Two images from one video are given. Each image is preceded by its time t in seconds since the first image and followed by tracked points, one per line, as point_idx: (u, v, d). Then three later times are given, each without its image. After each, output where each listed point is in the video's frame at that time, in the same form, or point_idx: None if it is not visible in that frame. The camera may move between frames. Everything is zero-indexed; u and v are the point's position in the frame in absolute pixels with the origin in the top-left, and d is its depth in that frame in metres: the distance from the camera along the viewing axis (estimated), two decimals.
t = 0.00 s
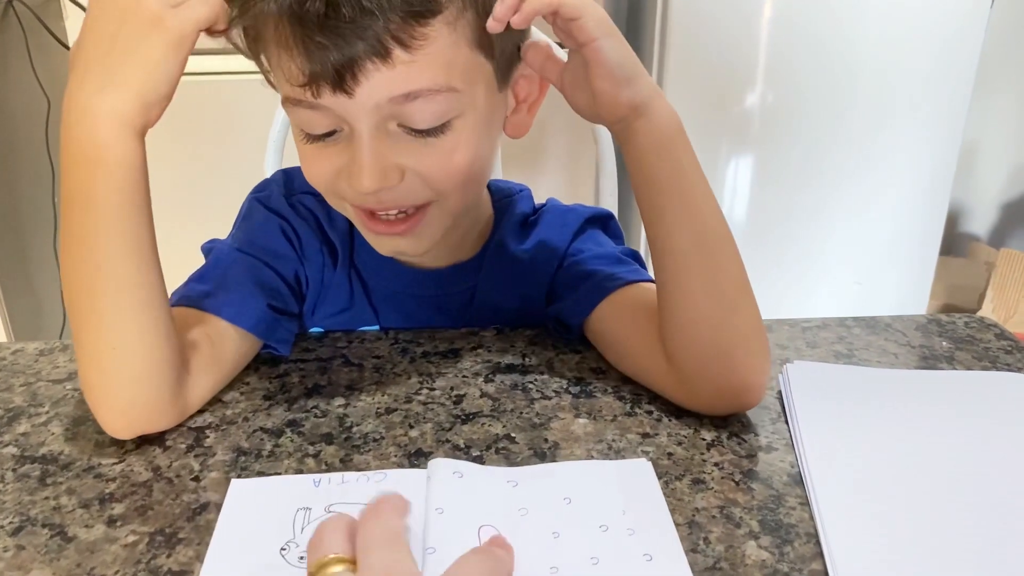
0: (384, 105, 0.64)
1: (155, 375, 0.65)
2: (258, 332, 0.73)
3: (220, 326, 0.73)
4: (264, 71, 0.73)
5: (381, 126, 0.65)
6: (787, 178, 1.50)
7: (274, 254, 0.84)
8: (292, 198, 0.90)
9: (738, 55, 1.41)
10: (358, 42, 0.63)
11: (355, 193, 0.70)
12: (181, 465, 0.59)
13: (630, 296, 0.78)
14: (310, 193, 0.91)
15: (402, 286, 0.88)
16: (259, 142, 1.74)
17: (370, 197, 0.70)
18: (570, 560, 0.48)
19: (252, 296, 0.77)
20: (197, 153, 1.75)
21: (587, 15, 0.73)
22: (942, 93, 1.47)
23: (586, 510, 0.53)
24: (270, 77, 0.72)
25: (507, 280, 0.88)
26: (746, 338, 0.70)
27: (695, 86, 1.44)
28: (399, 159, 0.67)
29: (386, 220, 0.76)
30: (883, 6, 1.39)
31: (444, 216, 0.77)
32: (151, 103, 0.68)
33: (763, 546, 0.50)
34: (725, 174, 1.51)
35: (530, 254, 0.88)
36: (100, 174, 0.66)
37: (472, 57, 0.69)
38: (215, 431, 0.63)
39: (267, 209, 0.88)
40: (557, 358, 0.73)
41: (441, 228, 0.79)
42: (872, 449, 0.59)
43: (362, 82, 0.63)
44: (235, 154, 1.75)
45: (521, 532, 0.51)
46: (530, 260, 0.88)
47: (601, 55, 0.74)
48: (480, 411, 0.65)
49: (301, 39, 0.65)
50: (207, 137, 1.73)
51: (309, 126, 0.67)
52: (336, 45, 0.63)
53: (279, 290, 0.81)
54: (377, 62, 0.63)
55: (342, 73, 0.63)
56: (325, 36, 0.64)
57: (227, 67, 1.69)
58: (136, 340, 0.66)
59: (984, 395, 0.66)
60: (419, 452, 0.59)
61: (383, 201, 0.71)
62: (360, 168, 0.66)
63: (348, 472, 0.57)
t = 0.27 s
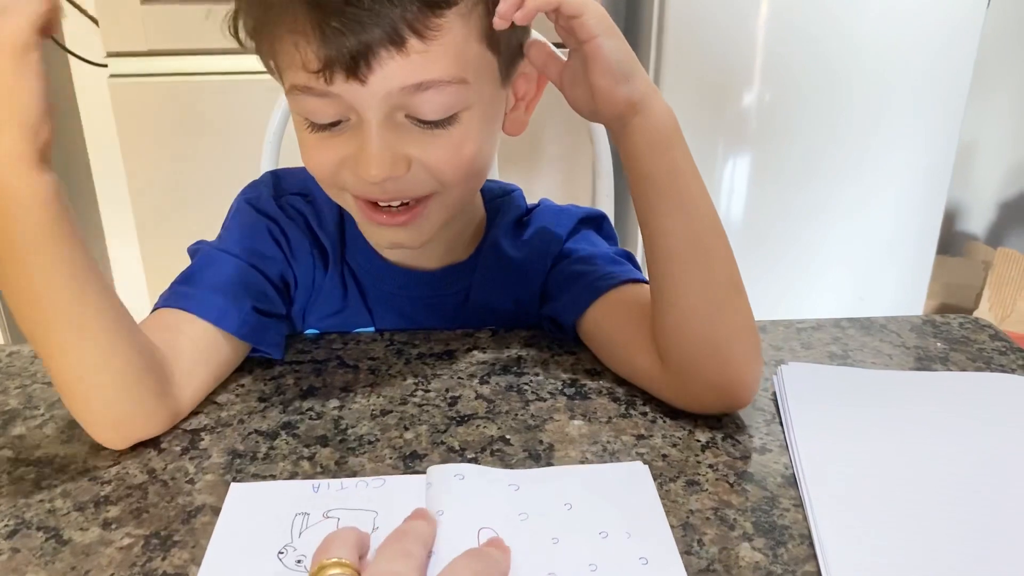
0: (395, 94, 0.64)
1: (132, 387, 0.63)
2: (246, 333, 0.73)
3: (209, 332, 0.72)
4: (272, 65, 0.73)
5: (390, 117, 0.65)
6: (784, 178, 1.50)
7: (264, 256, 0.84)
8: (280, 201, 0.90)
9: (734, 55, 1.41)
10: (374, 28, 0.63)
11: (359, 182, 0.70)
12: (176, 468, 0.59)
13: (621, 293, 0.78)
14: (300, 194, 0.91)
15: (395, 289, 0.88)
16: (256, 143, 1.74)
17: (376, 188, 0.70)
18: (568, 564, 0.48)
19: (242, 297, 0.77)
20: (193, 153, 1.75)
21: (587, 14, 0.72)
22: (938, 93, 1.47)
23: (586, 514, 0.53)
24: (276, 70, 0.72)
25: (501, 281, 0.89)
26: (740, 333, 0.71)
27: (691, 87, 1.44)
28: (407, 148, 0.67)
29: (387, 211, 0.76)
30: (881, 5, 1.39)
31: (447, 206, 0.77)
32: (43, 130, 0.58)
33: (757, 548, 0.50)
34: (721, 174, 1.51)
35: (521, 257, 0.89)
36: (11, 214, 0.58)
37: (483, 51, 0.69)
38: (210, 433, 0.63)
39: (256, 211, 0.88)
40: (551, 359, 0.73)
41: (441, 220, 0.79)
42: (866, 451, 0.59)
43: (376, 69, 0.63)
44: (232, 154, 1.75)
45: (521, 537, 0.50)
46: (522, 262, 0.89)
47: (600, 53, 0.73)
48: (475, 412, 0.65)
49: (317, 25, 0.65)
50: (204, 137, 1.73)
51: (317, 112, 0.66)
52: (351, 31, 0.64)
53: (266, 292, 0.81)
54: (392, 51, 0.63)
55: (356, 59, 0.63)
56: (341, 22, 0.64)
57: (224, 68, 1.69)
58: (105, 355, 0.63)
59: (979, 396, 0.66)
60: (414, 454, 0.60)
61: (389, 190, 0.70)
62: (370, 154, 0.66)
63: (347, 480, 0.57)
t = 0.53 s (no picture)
0: (396, 104, 0.64)
1: (147, 383, 0.64)
2: (251, 331, 0.73)
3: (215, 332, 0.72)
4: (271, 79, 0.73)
5: (391, 126, 0.65)
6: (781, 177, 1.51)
7: (267, 256, 0.84)
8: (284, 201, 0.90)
9: (730, 54, 1.41)
10: (375, 39, 0.64)
11: (361, 190, 0.70)
12: (176, 467, 0.59)
13: (619, 296, 0.78)
14: (303, 196, 0.91)
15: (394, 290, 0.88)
16: (254, 142, 1.74)
17: (376, 195, 0.70)
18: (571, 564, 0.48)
19: (246, 296, 0.77)
20: (192, 152, 1.74)
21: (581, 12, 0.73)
22: (935, 91, 1.48)
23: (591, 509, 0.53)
24: (274, 80, 0.72)
25: (499, 281, 0.89)
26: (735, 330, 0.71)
27: (688, 86, 1.45)
28: (408, 155, 0.67)
29: (388, 216, 0.76)
30: (879, 3, 1.39)
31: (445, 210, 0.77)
32: (116, 119, 0.61)
33: (755, 547, 0.51)
34: (719, 172, 1.51)
35: (519, 258, 0.89)
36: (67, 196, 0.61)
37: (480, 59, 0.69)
38: (209, 433, 0.64)
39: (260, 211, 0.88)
40: (551, 359, 0.74)
41: (441, 223, 0.79)
42: (864, 449, 0.60)
43: (377, 80, 0.63)
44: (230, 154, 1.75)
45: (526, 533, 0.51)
46: (519, 263, 0.89)
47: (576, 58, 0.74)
48: (475, 412, 0.65)
49: (317, 37, 0.65)
50: (202, 136, 1.73)
51: (318, 125, 0.66)
52: (352, 42, 0.64)
53: (272, 289, 0.81)
54: (392, 61, 0.64)
55: (357, 69, 0.63)
56: (342, 34, 0.64)
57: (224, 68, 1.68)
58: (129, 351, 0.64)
59: (976, 395, 0.66)
60: (413, 454, 0.60)
61: (389, 198, 0.71)
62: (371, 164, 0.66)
63: (350, 470, 0.57)
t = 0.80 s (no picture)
0: (376, 100, 0.65)
1: (153, 372, 0.66)
2: (254, 327, 0.74)
3: (222, 328, 0.73)
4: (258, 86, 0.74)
5: (373, 120, 0.66)
6: (778, 177, 1.51)
7: (267, 254, 0.84)
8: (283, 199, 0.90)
9: (728, 54, 1.41)
10: (355, 38, 0.64)
11: (347, 187, 0.70)
12: (174, 468, 0.59)
13: (616, 296, 0.78)
14: (302, 194, 0.91)
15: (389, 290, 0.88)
16: (252, 142, 1.74)
17: (362, 191, 0.70)
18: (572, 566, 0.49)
19: (250, 292, 0.77)
20: (190, 152, 1.74)
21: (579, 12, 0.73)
22: (932, 90, 1.48)
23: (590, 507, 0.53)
24: (261, 83, 0.72)
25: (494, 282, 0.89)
26: (728, 331, 0.71)
27: (686, 86, 1.45)
28: (392, 152, 0.67)
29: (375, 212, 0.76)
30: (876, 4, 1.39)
31: (432, 207, 0.78)
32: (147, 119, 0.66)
33: (752, 546, 0.51)
34: (717, 173, 1.51)
35: (512, 260, 0.89)
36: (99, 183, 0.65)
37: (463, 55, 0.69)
38: (207, 434, 0.64)
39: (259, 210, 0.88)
40: (548, 359, 0.74)
41: (428, 221, 0.79)
42: (859, 448, 0.60)
43: (359, 76, 0.64)
44: (228, 154, 1.75)
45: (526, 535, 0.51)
46: (511, 266, 0.88)
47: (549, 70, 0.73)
48: (472, 412, 0.65)
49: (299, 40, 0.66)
50: (199, 137, 1.73)
51: (302, 123, 0.67)
52: (332, 42, 0.64)
53: (273, 288, 0.82)
54: (372, 57, 0.64)
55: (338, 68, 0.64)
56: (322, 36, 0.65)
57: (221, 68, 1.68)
58: (139, 340, 0.67)
59: (972, 394, 0.66)
60: (411, 454, 0.60)
61: (377, 194, 0.71)
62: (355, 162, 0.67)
63: (349, 465, 0.58)
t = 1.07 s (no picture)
0: (374, 97, 0.65)
1: (145, 368, 0.66)
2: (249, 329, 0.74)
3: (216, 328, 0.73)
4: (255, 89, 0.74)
5: (370, 118, 0.66)
6: (775, 176, 1.51)
7: (263, 255, 0.85)
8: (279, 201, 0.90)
9: (724, 54, 1.41)
10: (351, 36, 0.64)
11: (344, 186, 0.70)
12: (171, 470, 0.59)
13: (612, 298, 0.78)
14: (299, 196, 0.91)
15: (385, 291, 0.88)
16: (249, 142, 1.74)
17: (358, 188, 0.70)
18: (586, 551, 0.50)
19: (242, 293, 0.78)
20: (187, 153, 1.74)
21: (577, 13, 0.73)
22: (930, 89, 1.48)
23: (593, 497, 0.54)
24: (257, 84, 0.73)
25: (490, 282, 0.89)
26: (729, 336, 0.71)
27: (683, 86, 1.45)
28: (389, 149, 0.67)
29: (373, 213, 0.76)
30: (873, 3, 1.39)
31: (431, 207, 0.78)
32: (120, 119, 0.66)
33: (748, 547, 0.51)
34: (714, 172, 1.51)
35: (512, 264, 0.88)
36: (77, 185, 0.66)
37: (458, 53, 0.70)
38: (203, 436, 0.64)
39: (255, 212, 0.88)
40: (545, 360, 0.74)
41: (428, 220, 0.79)
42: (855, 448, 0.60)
43: (355, 72, 0.64)
44: (225, 155, 1.75)
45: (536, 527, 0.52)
46: (512, 269, 0.88)
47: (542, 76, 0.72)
48: (468, 413, 0.65)
49: (295, 39, 0.66)
50: (196, 138, 1.72)
51: (300, 121, 0.67)
52: (329, 40, 0.64)
53: (268, 289, 0.82)
54: (368, 54, 0.64)
55: (334, 65, 0.64)
56: (318, 34, 0.65)
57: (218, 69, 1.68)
58: (124, 338, 0.67)
59: (967, 394, 0.66)
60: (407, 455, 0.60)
61: (374, 192, 0.71)
62: (350, 159, 0.67)
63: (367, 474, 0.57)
